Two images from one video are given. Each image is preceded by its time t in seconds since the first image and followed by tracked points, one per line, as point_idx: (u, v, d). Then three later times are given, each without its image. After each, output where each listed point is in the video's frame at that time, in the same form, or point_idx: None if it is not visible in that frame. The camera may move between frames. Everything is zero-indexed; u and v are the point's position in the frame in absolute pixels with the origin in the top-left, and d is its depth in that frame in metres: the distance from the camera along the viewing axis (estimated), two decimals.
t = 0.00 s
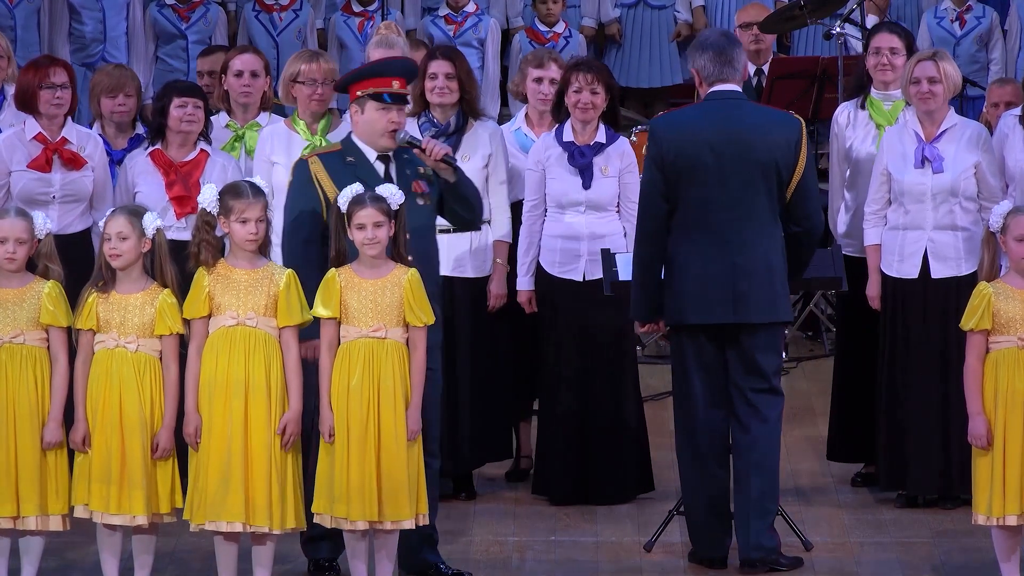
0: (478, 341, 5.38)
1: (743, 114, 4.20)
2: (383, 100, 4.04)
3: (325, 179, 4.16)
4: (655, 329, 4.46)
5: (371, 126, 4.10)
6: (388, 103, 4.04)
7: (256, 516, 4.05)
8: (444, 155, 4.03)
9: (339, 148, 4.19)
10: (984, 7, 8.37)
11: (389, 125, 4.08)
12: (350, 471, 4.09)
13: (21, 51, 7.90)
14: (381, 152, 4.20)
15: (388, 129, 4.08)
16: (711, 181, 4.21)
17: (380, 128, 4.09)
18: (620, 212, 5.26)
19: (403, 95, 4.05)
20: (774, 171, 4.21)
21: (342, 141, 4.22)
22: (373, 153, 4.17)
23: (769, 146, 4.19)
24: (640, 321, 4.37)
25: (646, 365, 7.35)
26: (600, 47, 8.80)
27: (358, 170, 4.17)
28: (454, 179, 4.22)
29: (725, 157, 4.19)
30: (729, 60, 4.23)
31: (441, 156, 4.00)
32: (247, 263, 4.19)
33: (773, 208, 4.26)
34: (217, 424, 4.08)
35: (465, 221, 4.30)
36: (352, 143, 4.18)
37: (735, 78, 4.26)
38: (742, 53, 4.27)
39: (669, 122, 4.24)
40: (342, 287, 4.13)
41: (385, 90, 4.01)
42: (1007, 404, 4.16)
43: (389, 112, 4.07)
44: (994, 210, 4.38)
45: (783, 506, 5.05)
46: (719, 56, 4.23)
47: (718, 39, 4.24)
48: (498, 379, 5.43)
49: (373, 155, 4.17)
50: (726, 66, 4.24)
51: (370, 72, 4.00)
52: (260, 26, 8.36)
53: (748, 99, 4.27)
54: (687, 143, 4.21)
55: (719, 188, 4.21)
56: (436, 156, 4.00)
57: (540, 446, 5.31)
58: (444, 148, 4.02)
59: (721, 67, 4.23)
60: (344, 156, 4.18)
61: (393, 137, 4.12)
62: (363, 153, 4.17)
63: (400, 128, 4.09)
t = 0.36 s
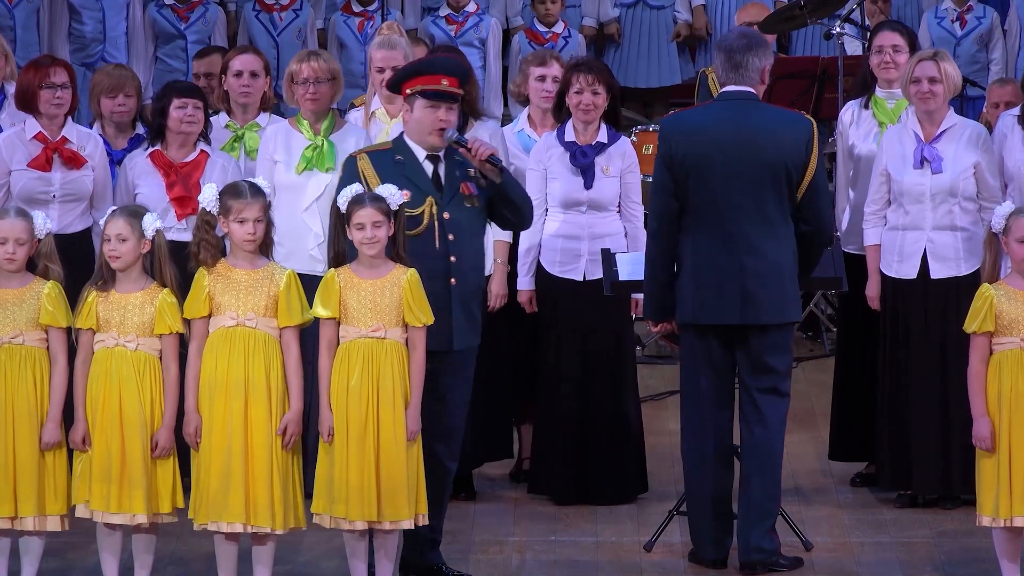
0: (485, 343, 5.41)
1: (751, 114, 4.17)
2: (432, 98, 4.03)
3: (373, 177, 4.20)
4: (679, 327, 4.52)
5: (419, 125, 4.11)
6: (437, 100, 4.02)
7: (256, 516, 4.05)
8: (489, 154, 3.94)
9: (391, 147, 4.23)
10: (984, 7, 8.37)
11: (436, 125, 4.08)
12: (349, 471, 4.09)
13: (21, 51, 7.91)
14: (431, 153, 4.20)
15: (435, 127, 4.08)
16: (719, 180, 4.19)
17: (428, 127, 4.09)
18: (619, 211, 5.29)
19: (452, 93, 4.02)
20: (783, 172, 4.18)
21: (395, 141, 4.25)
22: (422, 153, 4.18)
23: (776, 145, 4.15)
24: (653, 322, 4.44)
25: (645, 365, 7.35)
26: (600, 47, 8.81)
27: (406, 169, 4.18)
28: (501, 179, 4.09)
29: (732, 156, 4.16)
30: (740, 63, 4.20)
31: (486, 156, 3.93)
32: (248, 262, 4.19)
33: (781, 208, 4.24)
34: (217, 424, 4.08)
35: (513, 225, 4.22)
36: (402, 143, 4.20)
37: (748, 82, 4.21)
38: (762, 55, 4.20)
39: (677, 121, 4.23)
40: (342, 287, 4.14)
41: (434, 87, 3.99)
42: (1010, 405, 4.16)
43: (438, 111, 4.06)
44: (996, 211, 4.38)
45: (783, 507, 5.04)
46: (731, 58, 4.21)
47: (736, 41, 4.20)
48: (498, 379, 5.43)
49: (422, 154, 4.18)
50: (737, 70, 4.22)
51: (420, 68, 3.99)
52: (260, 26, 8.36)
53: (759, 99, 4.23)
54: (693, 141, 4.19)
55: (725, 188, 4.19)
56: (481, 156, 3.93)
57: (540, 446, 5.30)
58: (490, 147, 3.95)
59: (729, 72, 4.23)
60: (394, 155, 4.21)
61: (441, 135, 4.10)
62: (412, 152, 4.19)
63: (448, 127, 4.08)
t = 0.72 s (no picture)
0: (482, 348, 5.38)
1: (762, 116, 4.17)
2: (474, 112, 4.00)
3: (416, 191, 4.11)
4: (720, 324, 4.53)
5: (461, 138, 4.06)
6: (480, 115, 4.01)
7: (254, 516, 4.04)
8: (532, 168, 4.01)
9: (427, 160, 4.17)
10: (984, 7, 8.37)
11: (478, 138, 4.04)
12: (350, 471, 4.09)
13: (21, 51, 7.90)
14: (469, 165, 4.16)
15: (475, 140, 4.05)
16: (728, 180, 4.19)
17: (469, 140, 4.06)
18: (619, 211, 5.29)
19: (493, 107, 4.01)
20: (792, 174, 4.17)
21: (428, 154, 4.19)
22: (461, 166, 4.14)
23: (786, 149, 4.14)
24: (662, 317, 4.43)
25: (645, 365, 7.34)
26: (600, 48, 8.81)
27: (448, 182, 4.12)
28: (541, 193, 4.17)
29: (741, 157, 4.16)
30: (753, 67, 4.20)
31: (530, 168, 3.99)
32: (246, 264, 4.19)
33: (789, 209, 4.22)
34: (216, 424, 4.08)
35: (546, 235, 4.28)
36: (439, 154, 4.15)
37: (762, 86, 4.21)
38: (780, 59, 4.18)
39: (690, 120, 4.24)
40: (342, 287, 4.14)
41: (476, 101, 3.97)
42: (1012, 406, 4.16)
43: (480, 125, 4.03)
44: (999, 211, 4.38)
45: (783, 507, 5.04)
46: (745, 63, 4.21)
47: (752, 45, 4.19)
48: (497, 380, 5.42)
49: (461, 167, 4.14)
50: (750, 73, 4.21)
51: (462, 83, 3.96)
52: (260, 26, 8.35)
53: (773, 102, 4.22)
54: (704, 141, 4.19)
55: (735, 189, 4.19)
56: (525, 170, 3.99)
57: (539, 447, 5.29)
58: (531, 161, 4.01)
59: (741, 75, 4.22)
60: (433, 167, 4.15)
61: (481, 149, 4.07)
62: (450, 164, 4.14)
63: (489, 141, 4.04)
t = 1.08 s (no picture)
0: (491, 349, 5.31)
1: (771, 119, 4.17)
2: (506, 112, 3.85)
3: (458, 195, 3.86)
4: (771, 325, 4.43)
5: (493, 138, 3.87)
6: (512, 115, 3.85)
7: (255, 517, 4.04)
8: (567, 165, 3.89)
9: (458, 163, 3.94)
10: (985, 7, 8.37)
11: (511, 138, 3.86)
12: (351, 471, 4.10)
13: (21, 52, 7.90)
14: (500, 165, 3.96)
15: (508, 140, 3.86)
16: (736, 182, 4.19)
17: (502, 138, 3.87)
18: (620, 211, 5.29)
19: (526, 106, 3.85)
20: (800, 177, 4.16)
21: (455, 158, 3.96)
22: (494, 166, 3.94)
23: (795, 151, 4.14)
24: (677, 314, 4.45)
25: (644, 365, 7.35)
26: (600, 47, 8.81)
27: (486, 183, 3.91)
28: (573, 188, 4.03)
29: (749, 160, 4.17)
30: (762, 70, 4.20)
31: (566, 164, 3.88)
32: (244, 265, 4.19)
33: (796, 211, 4.21)
34: (216, 425, 4.08)
35: (575, 230, 4.12)
36: (470, 156, 3.94)
37: (775, 87, 4.20)
38: (789, 61, 4.18)
39: (700, 121, 4.25)
40: (343, 287, 4.17)
41: (508, 102, 3.82)
42: (1012, 406, 4.17)
43: (513, 124, 3.86)
44: (1000, 211, 4.38)
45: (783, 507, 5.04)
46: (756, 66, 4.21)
47: (760, 46, 4.19)
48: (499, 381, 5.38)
49: (495, 167, 3.94)
50: (759, 75, 4.21)
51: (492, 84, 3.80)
52: (261, 26, 8.35)
53: (784, 103, 4.22)
54: (713, 143, 4.21)
55: (742, 191, 4.19)
56: (562, 167, 3.88)
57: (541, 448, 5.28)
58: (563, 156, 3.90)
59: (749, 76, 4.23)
60: (467, 170, 3.92)
61: (514, 148, 3.88)
62: (484, 165, 3.93)
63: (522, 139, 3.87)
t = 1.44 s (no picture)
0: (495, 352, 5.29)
1: (777, 120, 4.17)
2: (533, 112, 3.77)
3: (481, 198, 3.82)
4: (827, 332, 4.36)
5: (520, 140, 3.82)
6: (539, 116, 3.77)
7: (256, 518, 4.05)
8: (594, 168, 3.76)
9: (487, 165, 3.89)
10: (985, 7, 8.37)
11: (537, 140, 3.80)
12: (351, 471, 4.11)
13: (22, 52, 7.90)
14: (530, 168, 3.90)
15: (535, 142, 3.80)
16: (742, 184, 4.20)
17: (530, 141, 3.81)
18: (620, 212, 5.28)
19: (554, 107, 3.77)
20: (804, 177, 4.16)
21: (483, 160, 3.92)
22: (523, 168, 3.89)
23: (799, 153, 4.14)
24: (683, 314, 4.44)
25: (645, 365, 7.35)
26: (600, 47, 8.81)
27: (511, 186, 3.86)
28: (603, 192, 3.92)
29: (755, 161, 4.17)
30: (767, 70, 4.20)
31: (592, 168, 3.74)
32: (243, 265, 4.19)
33: (798, 213, 4.21)
34: (217, 425, 4.08)
35: (609, 237, 4.02)
36: (499, 159, 3.89)
37: (779, 87, 4.20)
38: (791, 61, 4.18)
39: (706, 123, 4.27)
40: (344, 288, 4.18)
41: (534, 101, 3.74)
42: (1011, 406, 4.17)
43: (540, 126, 3.79)
44: (1001, 211, 4.38)
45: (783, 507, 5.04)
46: (760, 66, 4.21)
47: (762, 46, 4.20)
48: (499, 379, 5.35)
49: (523, 170, 3.89)
50: (764, 75, 4.21)
51: (519, 83, 3.74)
52: (262, 26, 8.35)
53: (789, 105, 4.21)
54: (719, 144, 4.22)
55: (746, 193, 4.20)
56: (588, 170, 3.75)
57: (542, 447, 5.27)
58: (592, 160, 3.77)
59: (753, 77, 4.22)
60: (493, 172, 3.87)
61: (543, 151, 3.82)
62: (512, 168, 3.88)
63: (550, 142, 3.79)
